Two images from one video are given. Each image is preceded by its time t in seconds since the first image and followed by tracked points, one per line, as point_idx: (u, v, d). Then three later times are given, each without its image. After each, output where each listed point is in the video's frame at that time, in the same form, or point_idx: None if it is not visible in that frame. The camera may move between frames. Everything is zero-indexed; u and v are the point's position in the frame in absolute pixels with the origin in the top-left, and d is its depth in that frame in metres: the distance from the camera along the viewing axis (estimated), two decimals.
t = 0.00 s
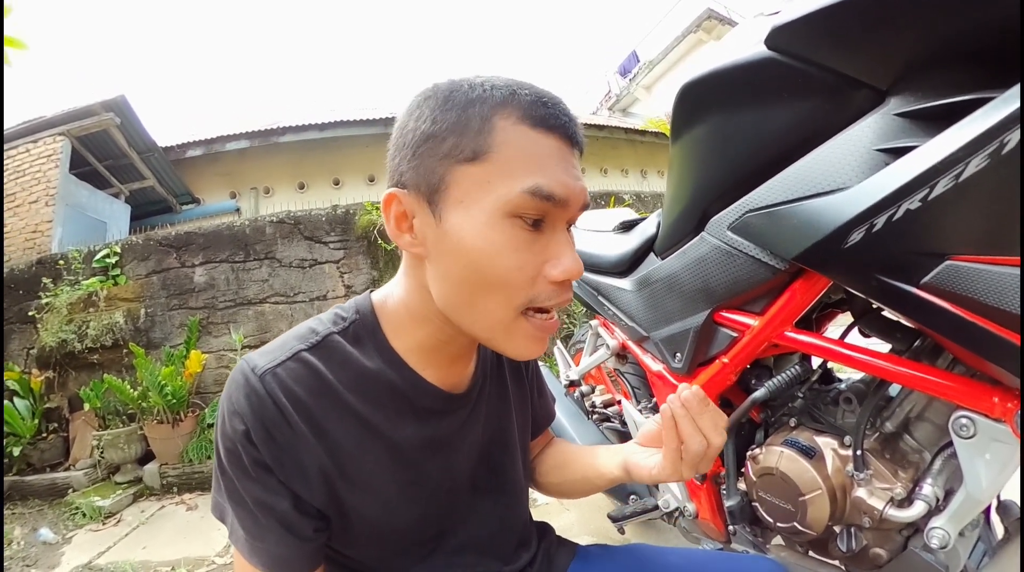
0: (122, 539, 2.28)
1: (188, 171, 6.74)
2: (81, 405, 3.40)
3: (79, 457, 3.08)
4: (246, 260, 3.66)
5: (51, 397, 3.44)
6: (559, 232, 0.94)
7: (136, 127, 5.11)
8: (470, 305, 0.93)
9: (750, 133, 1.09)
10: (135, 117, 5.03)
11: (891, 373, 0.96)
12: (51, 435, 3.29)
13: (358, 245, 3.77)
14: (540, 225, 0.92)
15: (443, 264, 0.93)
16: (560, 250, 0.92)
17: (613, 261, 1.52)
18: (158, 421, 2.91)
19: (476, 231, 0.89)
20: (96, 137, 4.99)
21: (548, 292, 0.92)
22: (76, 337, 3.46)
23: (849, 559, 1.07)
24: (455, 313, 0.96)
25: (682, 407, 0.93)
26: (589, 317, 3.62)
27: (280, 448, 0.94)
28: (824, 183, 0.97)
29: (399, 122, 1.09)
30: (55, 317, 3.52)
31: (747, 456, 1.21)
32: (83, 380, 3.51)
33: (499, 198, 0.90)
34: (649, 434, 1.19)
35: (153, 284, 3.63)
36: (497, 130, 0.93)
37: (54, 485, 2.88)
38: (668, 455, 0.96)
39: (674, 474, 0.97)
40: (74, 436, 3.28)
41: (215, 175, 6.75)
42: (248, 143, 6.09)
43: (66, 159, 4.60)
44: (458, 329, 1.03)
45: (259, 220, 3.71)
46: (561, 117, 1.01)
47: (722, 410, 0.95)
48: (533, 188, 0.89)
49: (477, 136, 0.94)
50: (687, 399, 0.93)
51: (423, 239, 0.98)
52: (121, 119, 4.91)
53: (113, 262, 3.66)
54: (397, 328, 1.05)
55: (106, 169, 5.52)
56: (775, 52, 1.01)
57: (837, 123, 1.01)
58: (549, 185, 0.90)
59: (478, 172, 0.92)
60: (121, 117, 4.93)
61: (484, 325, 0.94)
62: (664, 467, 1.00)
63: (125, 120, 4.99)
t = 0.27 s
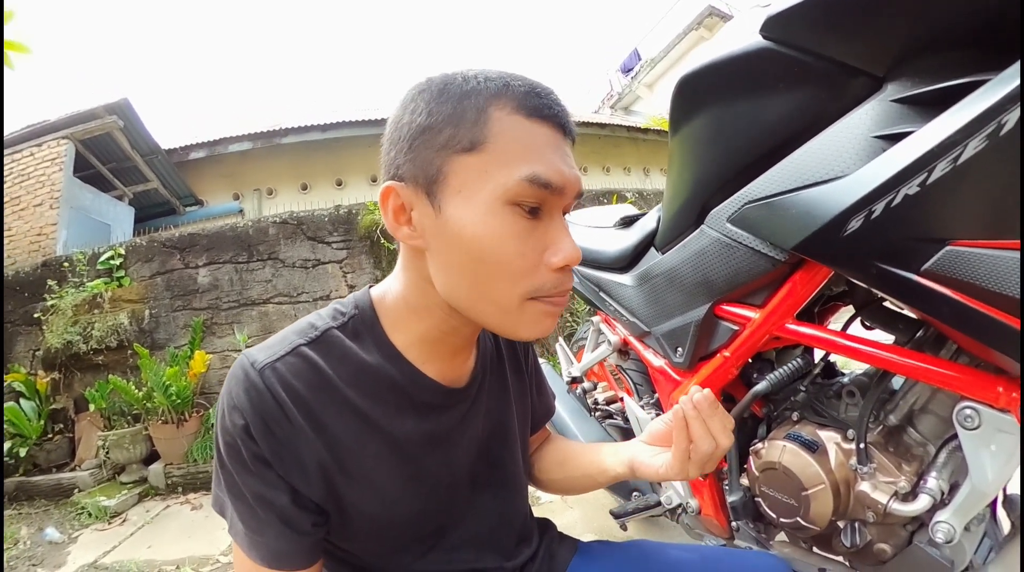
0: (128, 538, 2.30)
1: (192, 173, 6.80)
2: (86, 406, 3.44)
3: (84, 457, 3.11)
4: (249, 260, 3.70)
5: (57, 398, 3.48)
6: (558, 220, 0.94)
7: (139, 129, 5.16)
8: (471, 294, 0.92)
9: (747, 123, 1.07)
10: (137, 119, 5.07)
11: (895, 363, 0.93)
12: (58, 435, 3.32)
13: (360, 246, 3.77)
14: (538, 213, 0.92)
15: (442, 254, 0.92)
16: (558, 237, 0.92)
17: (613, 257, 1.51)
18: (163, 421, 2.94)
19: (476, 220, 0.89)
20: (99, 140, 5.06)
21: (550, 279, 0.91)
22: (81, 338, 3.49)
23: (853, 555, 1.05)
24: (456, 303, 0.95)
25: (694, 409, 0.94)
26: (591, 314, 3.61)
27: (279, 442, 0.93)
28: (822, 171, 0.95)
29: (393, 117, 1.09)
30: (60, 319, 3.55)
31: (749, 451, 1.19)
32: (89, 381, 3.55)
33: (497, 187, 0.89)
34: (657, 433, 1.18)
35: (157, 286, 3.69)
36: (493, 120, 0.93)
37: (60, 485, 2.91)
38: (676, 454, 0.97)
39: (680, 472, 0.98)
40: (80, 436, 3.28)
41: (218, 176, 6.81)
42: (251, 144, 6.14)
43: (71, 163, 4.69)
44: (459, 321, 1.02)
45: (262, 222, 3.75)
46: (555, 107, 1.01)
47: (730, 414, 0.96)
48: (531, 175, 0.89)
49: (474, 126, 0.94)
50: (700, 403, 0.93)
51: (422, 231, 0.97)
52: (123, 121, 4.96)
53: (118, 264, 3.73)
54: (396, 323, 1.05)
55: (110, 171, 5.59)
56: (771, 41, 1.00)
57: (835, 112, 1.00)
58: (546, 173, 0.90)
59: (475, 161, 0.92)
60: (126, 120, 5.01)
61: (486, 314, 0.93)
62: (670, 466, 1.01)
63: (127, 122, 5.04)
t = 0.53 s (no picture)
0: (131, 540, 2.31)
1: (193, 175, 6.82)
2: (88, 409, 3.45)
3: (88, 460, 3.13)
4: (249, 262, 3.75)
5: (60, 401, 3.50)
6: (559, 226, 0.94)
7: (139, 131, 5.18)
8: (474, 299, 0.92)
9: (748, 121, 1.06)
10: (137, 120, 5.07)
11: (898, 365, 0.92)
12: (60, 438, 3.34)
13: (361, 246, 3.83)
14: (541, 219, 0.92)
15: (444, 258, 0.92)
16: (559, 242, 0.93)
17: (615, 256, 1.50)
18: (165, 422, 2.95)
19: (479, 225, 0.89)
20: (100, 143, 5.08)
21: (551, 284, 0.92)
22: (83, 341, 3.50)
23: (856, 557, 1.04)
24: (457, 307, 0.95)
25: (697, 388, 0.97)
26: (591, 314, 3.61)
27: (276, 446, 0.93)
28: (824, 170, 0.94)
29: (392, 117, 1.07)
30: (63, 322, 3.57)
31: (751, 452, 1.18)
32: (91, 384, 3.57)
33: (501, 193, 0.89)
34: (662, 417, 1.20)
35: (158, 288, 3.71)
36: (497, 125, 0.92)
37: (63, 488, 2.92)
38: (684, 435, 0.99)
39: (690, 453, 1.00)
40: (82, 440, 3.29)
41: (219, 178, 6.82)
42: (251, 145, 6.17)
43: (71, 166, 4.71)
44: (457, 325, 1.02)
45: (263, 223, 3.79)
46: (556, 111, 1.00)
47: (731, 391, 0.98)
48: (534, 182, 0.89)
49: (477, 130, 0.93)
50: (702, 380, 0.96)
51: (423, 234, 0.96)
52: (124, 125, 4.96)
53: (119, 266, 3.75)
54: (394, 326, 1.05)
55: (111, 174, 5.61)
56: (773, 37, 0.98)
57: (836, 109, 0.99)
58: (549, 179, 0.90)
59: (478, 166, 0.91)
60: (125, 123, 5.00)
61: (487, 318, 0.93)
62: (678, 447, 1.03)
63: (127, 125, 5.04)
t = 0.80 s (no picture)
0: (133, 537, 2.33)
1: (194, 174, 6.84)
2: (90, 407, 3.48)
3: (90, 458, 3.15)
4: (250, 259, 3.77)
5: (62, 399, 3.52)
6: (555, 211, 0.95)
7: (138, 129, 5.19)
8: (474, 285, 0.92)
9: (744, 114, 1.06)
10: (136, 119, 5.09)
11: (895, 358, 0.91)
12: (63, 436, 3.36)
13: (361, 243, 3.84)
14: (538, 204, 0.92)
15: (444, 246, 0.92)
16: (556, 227, 0.93)
17: (612, 251, 1.50)
18: (167, 420, 2.96)
19: (478, 212, 0.89)
20: (100, 142, 5.11)
21: (549, 269, 0.92)
22: (84, 339, 3.51)
23: (854, 552, 1.04)
24: (457, 295, 0.95)
25: (700, 389, 0.96)
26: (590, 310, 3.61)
27: (274, 438, 0.93)
28: (819, 162, 0.94)
29: (388, 111, 1.08)
30: (64, 320, 3.59)
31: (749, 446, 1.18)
32: (93, 382, 3.59)
33: (500, 178, 0.89)
34: (663, 416, 1.19)
35: (160, 286, 3.73)
36: (494, 113, 0.93)
37: (65, 485, 2.95)
38: (684, 433, 1.00)
39: (689, 451, 1.00)
40: (84, 437, 3.31)
41: (220, 177, 6.84)
42: (251, 143, 6.19)
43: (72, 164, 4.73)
44: (456, 315, 1.02)
45: (263, 220, 3.81)
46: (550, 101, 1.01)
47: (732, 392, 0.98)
48: (532, 167, 0.90)
49: (474, 120, 0.94)
50: (705, 382, 0.96)
51: (423, 224, 0.96)
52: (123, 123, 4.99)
53: (119, 264, 3.77)
54: (392, 319, 1.04)
55: (112, 172, 5.64)
56: (767, 30, 0.98)
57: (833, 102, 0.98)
58: (547, 164, 0.91)
59: (477, 153, 0.92)
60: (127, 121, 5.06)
61: (486, 305, 0.93)
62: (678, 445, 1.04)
63: (128, 123, 5.08)
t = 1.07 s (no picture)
0: (135, 544, 2.33)
1: (193, 178, 6.84)
2: (91, 414, 3.47)
3: (91, 465, 3.14)
4: (250, 264, 3.77)
5: (63, 406, 3.52)
6: (549, 215, 0.93)
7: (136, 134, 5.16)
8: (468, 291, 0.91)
9: (748, 120, 1.05)
10: (134, 123, 5.06)
11: (901, 367, 0.91)
12: (64, 443, 3.36)
13: (361, 247, 3.82)
14: (532, 208, 0.91)
15: (438, 251, 0.92)
16: (551, 231, 0.92)
17: (614, 256, 1.49)
18: (168, 426, 2.96)
19: (468, 214, 0.88)
20: (99, 148, 5.10)
21: (544, 273, 0.91)
22: (85, 346, 3.51)
23: (859, 559, 1.04)
24: (452, 301, 0.94)
25: (701, 350, 0.97)
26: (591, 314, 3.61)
27: (274, 451, 0.93)
28: (825, 169, 0.93)
29: (386, 120, 1.08)
30: (65, 327, 3.59)
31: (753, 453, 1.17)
32: (94, 389, 3.59)
33: (492, 182, 0.88)
34: (670, 387, 1.20)
35: (160, 292, 3.73)
36: (485, 117, 0.92)
37: (67, 493, 2.94)
38: (695, 397, 1.00)
39: (702, 413, 1.01)
40: (85, 444, 3.31)
41: (220, 181, 6.83)
42: (250, 148, 6.18)
43: (71, 171, 4.72)
44: (457, 323, 1.01)
45: (263, 226, 3.81)
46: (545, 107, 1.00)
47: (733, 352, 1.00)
48: (524, 170, 0.88)
49: (466, 124, 0.93)
50: (704, 341, 0.96)
51: (418, 229, 0.95)
52: (122, 129, 4.98)
53: (120, 271, 3.76)
54: (392, 331, 1.04)
55: (111, 178, 5.62)
56: (771, 33, 0.97)
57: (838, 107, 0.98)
58: (539, 167, 0.90)
59: (469, 158, 0.91)
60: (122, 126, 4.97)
61: (482, 310, 0.92)
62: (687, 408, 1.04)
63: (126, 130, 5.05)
